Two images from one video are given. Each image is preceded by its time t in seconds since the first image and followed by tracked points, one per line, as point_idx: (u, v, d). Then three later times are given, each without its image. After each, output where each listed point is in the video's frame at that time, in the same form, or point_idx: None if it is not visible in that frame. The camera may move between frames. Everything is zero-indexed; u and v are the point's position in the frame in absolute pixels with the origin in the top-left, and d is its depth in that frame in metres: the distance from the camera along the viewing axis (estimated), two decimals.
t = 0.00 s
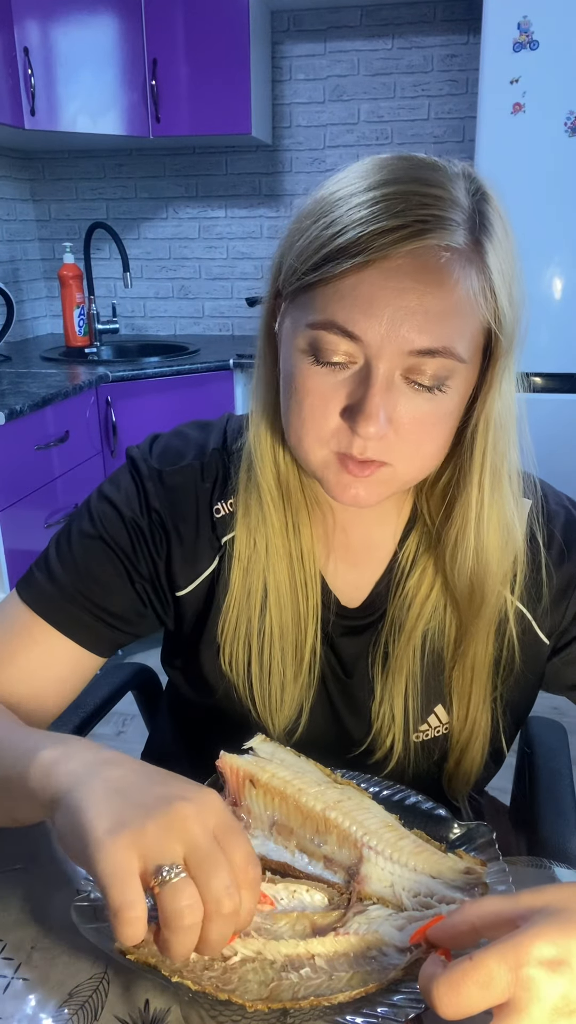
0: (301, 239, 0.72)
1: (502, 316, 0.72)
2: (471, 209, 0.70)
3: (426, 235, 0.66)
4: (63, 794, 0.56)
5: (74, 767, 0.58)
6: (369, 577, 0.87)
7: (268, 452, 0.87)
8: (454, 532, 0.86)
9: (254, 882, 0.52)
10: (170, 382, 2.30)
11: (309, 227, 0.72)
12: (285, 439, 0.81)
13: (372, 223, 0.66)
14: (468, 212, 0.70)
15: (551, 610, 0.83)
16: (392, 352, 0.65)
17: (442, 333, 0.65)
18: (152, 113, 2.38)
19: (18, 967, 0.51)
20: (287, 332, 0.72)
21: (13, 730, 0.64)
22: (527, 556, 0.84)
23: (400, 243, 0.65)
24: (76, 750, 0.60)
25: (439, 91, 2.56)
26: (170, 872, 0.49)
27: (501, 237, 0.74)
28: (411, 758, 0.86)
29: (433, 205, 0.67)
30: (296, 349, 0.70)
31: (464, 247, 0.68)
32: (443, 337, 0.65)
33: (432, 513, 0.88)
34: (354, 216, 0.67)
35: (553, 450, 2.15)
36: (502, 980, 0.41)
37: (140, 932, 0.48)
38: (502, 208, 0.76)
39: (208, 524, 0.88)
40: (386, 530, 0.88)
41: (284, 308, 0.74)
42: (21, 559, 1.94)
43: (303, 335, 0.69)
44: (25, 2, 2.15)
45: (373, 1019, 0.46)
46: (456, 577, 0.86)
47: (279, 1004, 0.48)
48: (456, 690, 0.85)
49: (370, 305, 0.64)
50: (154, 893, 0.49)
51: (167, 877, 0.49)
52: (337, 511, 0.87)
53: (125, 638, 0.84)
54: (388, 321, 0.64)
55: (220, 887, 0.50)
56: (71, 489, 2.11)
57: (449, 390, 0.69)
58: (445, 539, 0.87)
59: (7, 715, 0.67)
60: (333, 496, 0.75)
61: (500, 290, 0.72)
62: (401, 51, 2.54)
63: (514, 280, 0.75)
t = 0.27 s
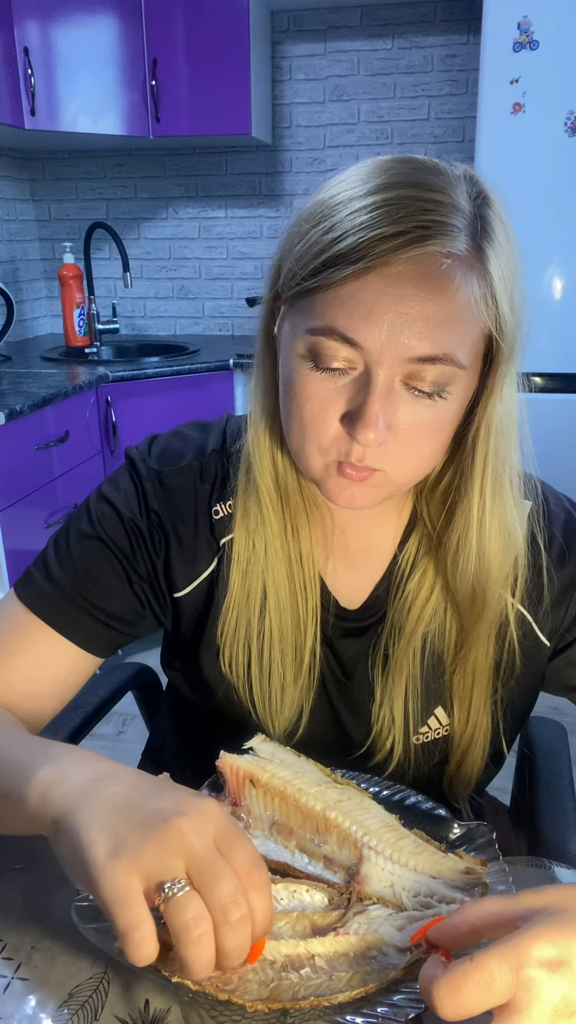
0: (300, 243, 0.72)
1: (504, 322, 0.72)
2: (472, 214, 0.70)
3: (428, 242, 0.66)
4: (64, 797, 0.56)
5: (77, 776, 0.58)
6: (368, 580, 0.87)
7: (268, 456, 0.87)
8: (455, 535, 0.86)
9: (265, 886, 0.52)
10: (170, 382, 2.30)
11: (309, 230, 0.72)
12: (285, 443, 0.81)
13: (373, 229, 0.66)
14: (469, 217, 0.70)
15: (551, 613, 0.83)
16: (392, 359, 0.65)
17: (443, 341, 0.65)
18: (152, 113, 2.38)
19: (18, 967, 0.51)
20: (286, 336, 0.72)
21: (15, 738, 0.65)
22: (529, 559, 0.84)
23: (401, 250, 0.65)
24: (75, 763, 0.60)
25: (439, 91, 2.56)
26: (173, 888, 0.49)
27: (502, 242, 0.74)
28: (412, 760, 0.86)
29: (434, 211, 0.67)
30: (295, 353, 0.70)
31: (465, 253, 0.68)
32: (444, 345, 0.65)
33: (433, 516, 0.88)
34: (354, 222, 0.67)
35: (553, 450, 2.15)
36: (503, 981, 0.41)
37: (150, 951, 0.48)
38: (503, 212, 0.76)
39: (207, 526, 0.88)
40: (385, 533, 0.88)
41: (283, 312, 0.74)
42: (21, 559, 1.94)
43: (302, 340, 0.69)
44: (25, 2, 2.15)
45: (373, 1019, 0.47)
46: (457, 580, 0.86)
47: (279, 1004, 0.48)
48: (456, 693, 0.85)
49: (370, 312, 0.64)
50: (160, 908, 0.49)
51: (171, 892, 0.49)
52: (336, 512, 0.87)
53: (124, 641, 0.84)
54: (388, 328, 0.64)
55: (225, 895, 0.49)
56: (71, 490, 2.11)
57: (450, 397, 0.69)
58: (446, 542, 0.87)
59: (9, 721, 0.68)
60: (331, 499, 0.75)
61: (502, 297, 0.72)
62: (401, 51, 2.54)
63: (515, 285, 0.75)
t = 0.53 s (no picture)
0: (301, 245, 0.72)
1: (505, 325, 0.72)
2: (473, 216, 0.70)
3: (428, 245, 0.66)
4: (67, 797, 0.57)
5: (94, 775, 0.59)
6: (368, 581, 0.87)
7: (267, 457, 0.87)
8: (455, 536, 0.86)
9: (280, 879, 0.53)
10: (170, 382, 2.30)
11: (309, 233, 0.71)
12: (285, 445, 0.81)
13: (373, 232, 0.66)
14: (470, 220, 0.69)
15: (552, 613, 0.83)
16: (393, 362, 0.64)
17: (444, 344, 0.65)
18: (152, 113, 2.38)
19: (18, 967, 0.51)
20: (286, 338, 0.72)
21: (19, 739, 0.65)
22: (529, 559, 0.84)
23: (401, 254, 0.65)
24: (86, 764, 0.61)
25: (439, 91, 2.56)
26: (191, 882, 0.50)
27: (503, 243, 0.74)
28: (412, 759, 0.86)
29: (435, 214, 0.67)
30: (295, 356, 0.70)
31: (467, 257, 0.68)
32: (445, 349, 0.65)
33: (433, 517, 0.88)
34: (354, 225, 0.67)
35: (553, 450, 2.15)
36: (502, 981, 0.41)
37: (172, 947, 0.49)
38: (503, 212, 0.76)
39: (208, 526, 0.88)
40: (386, 533, 0.88)
41: (283, 314, 0.74)
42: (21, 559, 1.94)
43: (302, 343, 0.69)
44: (24, 2, 2.15)
45: (373, 1019, 0.47)
46: (457, 580, 0.86)
47: (280, 1004, 0.48)
48: (456, 693, 0.85)
49: (371, 316, 0.64)
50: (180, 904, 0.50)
51: (190, 886, 0.50)
52: (335, 513, 0.87)
53: (124, 642, 0.84)
54: (389, 332, 0.64)
55: (243, 888, 0.50)
56: (71, 490, 2.11)
57: (450, 399, 0.69)
58: (446, 543, 0.87)
59: (12, 722, 0.68)
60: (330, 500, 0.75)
61: (503, 300, 0.72)
62: (401, 51, 2.54)
63: (516, 287, 0.75)
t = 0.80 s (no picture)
0: (300, 245, 0.72)
1: (504, 326, 0.72)
2: (472, 216, 0.70)
3: (427, 245, 0.66)
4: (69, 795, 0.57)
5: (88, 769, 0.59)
6: (368, 581, 0.87)
7: (267, 457, 0.87)
8: (454, 536, 0.86)
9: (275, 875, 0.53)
10: (170, 382, 2.30)
11: (308, 233, 0.71)
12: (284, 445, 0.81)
13: (373, 232, 0.66)
14: (469, 220, 0.69)
15: (551, 613, 0.83)
16: (392, 362, 0.64)
17: (443, 345, 0.65)
18: (152, 113, 2.38)
19: (18, 967, 0.51)
20: (286, 338, 0.72)
21: (18, 734, 0.65)
22: (528, 559, 0.84)
23: (400, 254, 0.65)
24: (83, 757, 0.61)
25: (439, 91, 2.56)
26: (187, 878, 0.50)
27: (502, 243, 0.74)
28: (411, 759, 0.86)
29: (434, 214, 0.67)
30: (294, 357, 0.70)
31: (466, 257, 0.68)
32: (444, 349, 0.65)
33: (432, 517, 0.88)
34: (353, 225, 0.67)
35: (553, 450, 2.15)
36: (502, 981, 0.41)
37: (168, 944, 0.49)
38: (503, 212, 0.76)
39: (207, 527, 0.88)
40: (385, 533, 0.88)
41: (282, 314, 0.74)
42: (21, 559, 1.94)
43: (301, 343, 0.69)
44: (24, 2, 2.15)
45: (373, 1019, 0.47)
46: (456, 580, 0.86)
47: (280, 1004, 0.48)
48: (455, 693, 0.85)
49: (370, 316, 0.64)
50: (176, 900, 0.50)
51: (186, 882, 0.50)
52: (335, 513, 0.87)
53: (124, 642, 0.84)
54: (388, 332, 0.64)
55: (239, 884, 0.50)
56: (71, 490, 2.11)
57: (449, 400, 0.69)
58: (445, 543, 0.87)
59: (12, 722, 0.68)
60: (330, 500, 0.75)
61: (503, 300, 0.72)
62: (401, 51, 2.55)
63: (515, 286, 0.75)
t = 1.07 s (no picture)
0: (302, 244, 0.72)
1: (505, 326, 0.72)
2: (474, 215, 0.70)
3: (429, 245, 0.65)
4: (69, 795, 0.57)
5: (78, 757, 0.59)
6: (368, 580, 0.87)
7: (267, 458, 0.87)
8: (455, 536, 0.86)
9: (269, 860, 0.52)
10: (170, 382, 2.30)
11: (310, 232, 0.71)
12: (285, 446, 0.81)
13: (375, 232, 0.66)
14: (471, 220, 0.69)
15: (551, 613, 0.83)
16: (393, 362, 0.64)
17: (444, 344, 0.65)
18: (152, 113, 2.38)
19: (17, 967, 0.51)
20: (287, 338, 0.72)
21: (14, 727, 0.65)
22: (528, 559, 0.84)
23: (402, 253, 0.65)
24: (71, 746, 0.61)
25: (439, 91, 2.56)
26: (171, 867, 0.50)
27: (503, 243, 0.74)
28: (411, 758, 0.86)
29: (436, 214, 0.67)
30: (295, 356, 0.70)
31: (468, 256, 0.68)
32: (446, 349, 0.65)
33: (432, 517, 0.88)
34: (356, 224, 0.67)
35: (554, 450, 2.15)
36: (502, 981, 0.41)
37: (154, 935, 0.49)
38: (504, 212, 0.76)
39: (207, 528, 0.88)
40: (385, 533, 0.88)
41: (283, 314, 0.74)
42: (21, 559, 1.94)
43: (302, 343, 0.69)
44: (24, 2, 2.15)
45: (373, 1019, 0.47)
46: (456, 580, 0.86)
47: (280, 1004, 0.48)
48: (455, 693, 0.85)
49: (372, 316, 0.64)
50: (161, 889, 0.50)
51: (170, 871, 0.50)
52: (335, 514, 0.87)
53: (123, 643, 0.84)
54: (390, 331, 0.64)
55: (225, 872, 0.50)
56: (71, 489, 2.11)
57: (450, 399, 0.69)
58: (445, 543, 0.87)
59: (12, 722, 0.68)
60: (330, 500, 0.75)
61: (504, 300, 0.72)
62: (401, 51, 2.54)
63: (517, 286, 0.75)
